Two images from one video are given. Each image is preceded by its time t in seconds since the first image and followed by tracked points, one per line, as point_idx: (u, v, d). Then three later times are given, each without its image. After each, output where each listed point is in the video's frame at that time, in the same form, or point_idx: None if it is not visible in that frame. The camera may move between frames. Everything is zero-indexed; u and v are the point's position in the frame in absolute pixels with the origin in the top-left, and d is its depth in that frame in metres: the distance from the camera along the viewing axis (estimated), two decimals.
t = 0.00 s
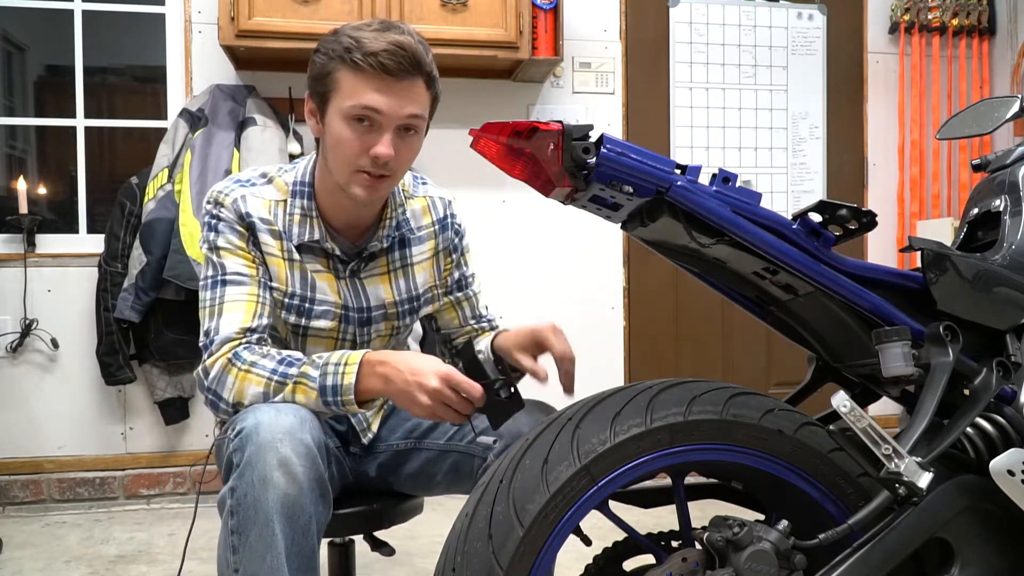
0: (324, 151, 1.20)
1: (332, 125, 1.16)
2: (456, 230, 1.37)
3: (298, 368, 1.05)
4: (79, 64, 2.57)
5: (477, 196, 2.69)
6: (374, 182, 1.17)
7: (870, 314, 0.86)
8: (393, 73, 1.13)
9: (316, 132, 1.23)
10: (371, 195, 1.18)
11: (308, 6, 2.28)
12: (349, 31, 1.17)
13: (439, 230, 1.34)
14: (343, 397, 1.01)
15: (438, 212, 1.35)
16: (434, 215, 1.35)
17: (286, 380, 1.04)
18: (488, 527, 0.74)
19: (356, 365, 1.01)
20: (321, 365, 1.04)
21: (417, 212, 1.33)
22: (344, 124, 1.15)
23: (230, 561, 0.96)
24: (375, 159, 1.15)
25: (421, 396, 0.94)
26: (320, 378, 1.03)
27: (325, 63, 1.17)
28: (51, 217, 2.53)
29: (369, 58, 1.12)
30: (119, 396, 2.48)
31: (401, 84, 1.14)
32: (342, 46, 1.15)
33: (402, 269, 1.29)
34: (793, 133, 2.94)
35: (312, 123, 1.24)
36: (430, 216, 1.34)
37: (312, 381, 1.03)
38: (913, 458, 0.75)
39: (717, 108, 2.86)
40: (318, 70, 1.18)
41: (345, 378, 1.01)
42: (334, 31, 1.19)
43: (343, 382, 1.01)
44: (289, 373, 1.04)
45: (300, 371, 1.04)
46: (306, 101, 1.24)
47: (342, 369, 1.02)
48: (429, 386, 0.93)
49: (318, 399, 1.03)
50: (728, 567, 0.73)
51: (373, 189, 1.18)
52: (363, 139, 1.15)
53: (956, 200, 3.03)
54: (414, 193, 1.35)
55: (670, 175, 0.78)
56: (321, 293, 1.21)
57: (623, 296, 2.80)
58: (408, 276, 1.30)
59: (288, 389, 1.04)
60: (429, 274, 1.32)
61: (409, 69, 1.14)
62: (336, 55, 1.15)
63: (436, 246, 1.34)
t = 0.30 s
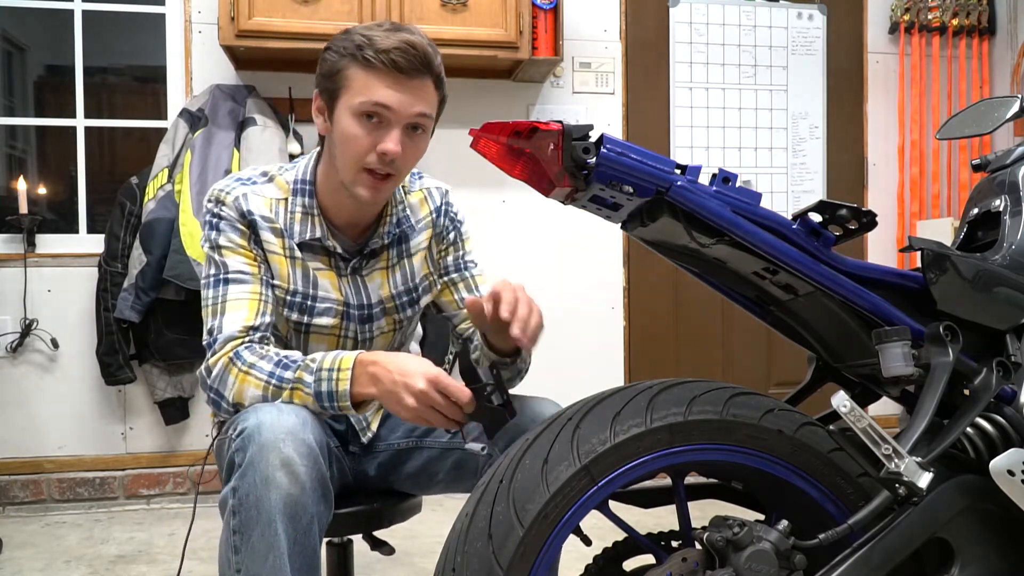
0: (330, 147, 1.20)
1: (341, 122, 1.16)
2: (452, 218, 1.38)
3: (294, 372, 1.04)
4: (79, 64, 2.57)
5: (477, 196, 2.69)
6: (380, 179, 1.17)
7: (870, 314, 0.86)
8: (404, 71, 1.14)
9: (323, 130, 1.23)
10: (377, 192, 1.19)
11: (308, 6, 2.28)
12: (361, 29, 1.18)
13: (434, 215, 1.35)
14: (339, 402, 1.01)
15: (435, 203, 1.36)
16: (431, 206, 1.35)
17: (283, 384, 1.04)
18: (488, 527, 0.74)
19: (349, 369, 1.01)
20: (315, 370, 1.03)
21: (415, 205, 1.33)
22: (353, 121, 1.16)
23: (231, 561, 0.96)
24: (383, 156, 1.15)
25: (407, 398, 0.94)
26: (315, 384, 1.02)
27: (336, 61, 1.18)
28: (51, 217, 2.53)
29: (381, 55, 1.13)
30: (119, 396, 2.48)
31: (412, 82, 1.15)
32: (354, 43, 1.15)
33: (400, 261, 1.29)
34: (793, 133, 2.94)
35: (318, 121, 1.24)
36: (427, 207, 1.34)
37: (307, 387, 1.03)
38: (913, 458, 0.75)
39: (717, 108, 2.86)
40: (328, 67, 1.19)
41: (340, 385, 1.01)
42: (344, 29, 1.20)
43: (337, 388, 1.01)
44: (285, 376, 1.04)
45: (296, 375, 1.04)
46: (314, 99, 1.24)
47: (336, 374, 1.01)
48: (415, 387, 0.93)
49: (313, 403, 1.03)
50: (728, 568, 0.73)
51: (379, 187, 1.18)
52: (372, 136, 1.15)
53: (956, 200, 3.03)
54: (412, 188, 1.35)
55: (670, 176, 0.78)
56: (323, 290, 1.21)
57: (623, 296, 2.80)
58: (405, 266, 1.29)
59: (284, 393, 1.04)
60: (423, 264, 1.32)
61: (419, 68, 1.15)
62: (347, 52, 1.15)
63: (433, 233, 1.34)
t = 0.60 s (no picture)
0: (331, 148, 1.20)
1: (341, 123, 1.16)
2: (459, 224, 1.37)
3: (276, 377, 1.04)
4: (79, 64, 2.57)
5: (477, 196, 2.69)
6: (379, 181, 1.17)
7: (870, 313, 0.86)
8: (404, 73, 1.13)
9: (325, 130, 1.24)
10: (376, 195, 1.18)
11: (308, 6, 2.28)
12: (363, 30, 1.17)
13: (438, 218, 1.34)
14: (319, 411, 1.02)
15: (440, 205, 1.35)
16: (435, 208, 1.34)
17: (266, 388, 1.04)
18: (488, 527, 0.74)
19: (327, 380, 1.00)
20: (295, 377, 1.02)
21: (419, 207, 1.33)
22: (353, 122, 1.15)
23: (214, 562, 0.96)
24: (381, 158, 1.15)
25: (369, 406, 0.96)
26: (295, 392, 1.02)
27: (337, 61, 1.17)
28: (51, 217, 2.53)
29: (381, 56, 1.12)
30: (119, 396, 2.48)
31: (411, 83, 1.14)
32: (354, 44, 1.15)
33: (401, 266, 1.29)
34: (793, 133, 2.94)
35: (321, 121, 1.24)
36: (431, 208, 1.34)
37: (288, 394, 1.03)
38: (913, 458, 0.75)
39: (717, 108, 2.86)
40: (330, 67, 1.19)
41: (320, 395, 1.01)
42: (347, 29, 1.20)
43: (317, 398, 1.01)
44: (268, 379, 1.04)
45: (277, 379, 1.03)
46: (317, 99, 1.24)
47: (315, 384, 1.01)
48: (371, 398, 0.94)
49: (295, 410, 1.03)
50: (728, 568, 0.73)
51: (378, 188, 1.18)
52: (371, 138, 1.15)
53: (956, 200, 3.03)
54: (417, 188, 1.35)
55: (670, 175, 0.78)
56: (323, 288, 1.21)
57: (623, 296, 2.80)
58: (404, 274, 1.29)
59: (266, 395, 1.05)
60: (424, 269, 1.32)
61: (419, 70, 1.14)
62: (348, 53, 1.15)
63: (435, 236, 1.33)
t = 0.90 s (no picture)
0: (342, 154, 1.19)
1: (354, 131, 1.16)
2: (460, 226, 1.37)
3: (271, 378, 1.04)
4: (79, 64, 2.57)
5: (477, 196, 2.69)
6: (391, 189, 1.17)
7: (870, 314, 0.86)
8: (420, 82, 1.12)
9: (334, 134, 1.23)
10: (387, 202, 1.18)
11: (308, 6, 2.28)
12: (378, 37, 1.17)
13: (439, 220, 1.34)
14: (313, 414, 1.02)
15: (441, 207, 1.35)
16: (437, 210, 1.34)
17: (261, 388, 1.04)
18: (488, 526, 0.74)
19: (321, 385, 1.01)
20: (290, 379, 1.03)
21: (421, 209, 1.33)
22: (366, 132, 1.14)
23: (211, 563, 0.96)
24: (395, 168, 1.15)
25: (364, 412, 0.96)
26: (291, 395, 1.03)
27: (351, 67, 1.16)
28: (51, 217, 2.53)
29: (397, 66, 1.12)
30: (119, 395, 2.48)
31: (427, 93, 1.13)
32: (370, 51, 1.15)
33: (402, 268, 1.29)
34: (793, 133, 2.94)
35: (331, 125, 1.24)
36: (433, 210, 1.34)
37: (283, 396, 1.03)
38: (913, 458, 0.75)
39: (717, 108, 2.86)
40: (342, 73, 1.18)
41: (314, 399, 1.01)
42: (361, 35, 1.19)
43: (311, 402, 1.02)
44: (263, 380, 1.04)
45: (272, 380, 1.04)
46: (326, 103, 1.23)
47: (309, 389, 1.02)
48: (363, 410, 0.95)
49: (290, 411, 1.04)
50: (728, 568, 0.73)
51: (389, 196, 1.18)
52: (384, 147, 1.14)
53: (956, 200, 3.03)
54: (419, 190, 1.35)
55: (670, 175, 0.78)
56: (324, 290, 1.21)
57: (623, 296, 2.80)
58: (405, 275, 1.29)
59: (260, 395, 1.05)
60: (425, 271, 1.32)
61: (435, 80, 1.13)
62: (363, 61, 1.14)
63: (437, 238, 1.33)
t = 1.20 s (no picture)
0: (346, 155, 1.19)
1: (362, 131, 1.16)
2: (450, 223, 1.38)
3: (274, 377, 1.04)
4: (79, 64, 2.57)
5: (477, 195, 2.69)
6: (400, 189, 1.18)
7: (870, 313, 0.86)
8: (429, 81, 1.15)
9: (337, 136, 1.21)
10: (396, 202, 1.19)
11: (308, 6, 2.28)
12: (380, 37, 1.18)
13: (431, 218, 1.34)
14: (317, 413, 1.03)
15: (432, 204, 1.36)
16: (428, 207, 1.35)
17: (262, 387, 1.04)
18: (488, 527, 0.74)
19: (327, 382, 1.01)
20: (294, 379, 1.03)
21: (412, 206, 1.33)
22: (377, 131, 1.15)
23: (213, 563, 0.96)
24: (406, 166, 1.16)
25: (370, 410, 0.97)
26: (293, 394, 1.03)
27: (355, 67, 1.16)
28: (51, 217, 2.53)
29: (406, 65, 1.13)
30: (119, 396, 2.48)
31: (435, 91, 1.16)
32: (375, 51, 1.15)
33: (395, 264, 1.29)
34: (793, 133, 2.94)
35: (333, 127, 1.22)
36: (424, 208, 1.34)
37: (285, 396, 1.04)
38: (913, 458, 0.74)
39: (717, 108, 2.86)
40: (344, 74, 1.18)
41: (318, 398, 1.02)
42: (360, 34, 1.20)
43: (315, 401, 1.02)
44: (265, 379, 1.04)
45: (275, 380, 1.04)
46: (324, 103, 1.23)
47: (314, 387, 1.02)
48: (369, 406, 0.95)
49: (292, 411, 1.04)
50: (728, 568, 0.73)
51: (398, 196, 1.19)
52: (394, 146, 1.15)
53: (956, 201, 3.03)
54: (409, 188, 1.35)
55: (670, 175, 0.78)
56: (319, 289, 1.21)
57: (623, 296, 2.80)
58: (396, 272, 1.29)
59: (261, 395, 1.05)
60: (417, 268, 1.32)
61: (441, 78, 1.16)
62: (369, 61, 1.15)
63: (429, 236, 1.34)
